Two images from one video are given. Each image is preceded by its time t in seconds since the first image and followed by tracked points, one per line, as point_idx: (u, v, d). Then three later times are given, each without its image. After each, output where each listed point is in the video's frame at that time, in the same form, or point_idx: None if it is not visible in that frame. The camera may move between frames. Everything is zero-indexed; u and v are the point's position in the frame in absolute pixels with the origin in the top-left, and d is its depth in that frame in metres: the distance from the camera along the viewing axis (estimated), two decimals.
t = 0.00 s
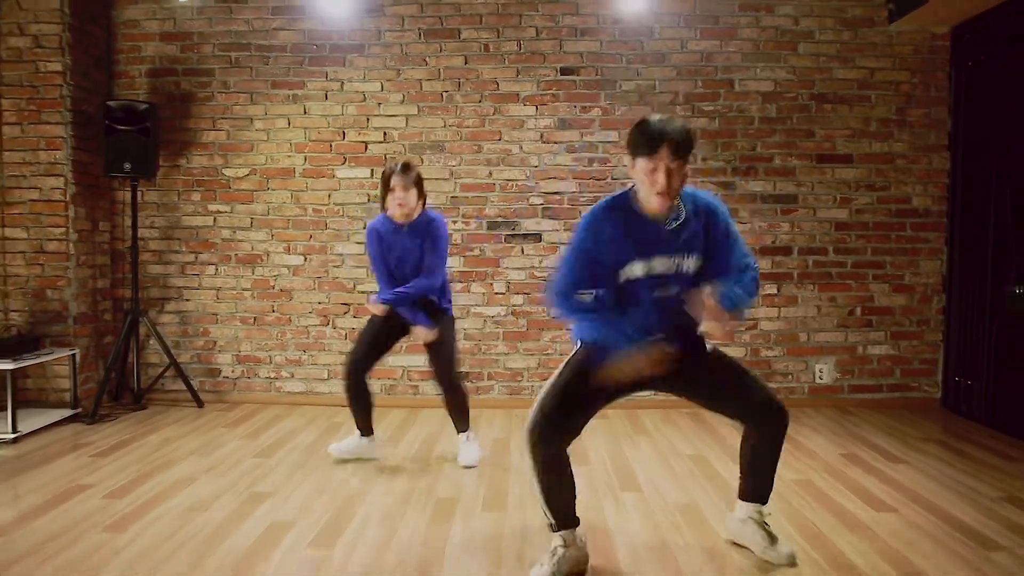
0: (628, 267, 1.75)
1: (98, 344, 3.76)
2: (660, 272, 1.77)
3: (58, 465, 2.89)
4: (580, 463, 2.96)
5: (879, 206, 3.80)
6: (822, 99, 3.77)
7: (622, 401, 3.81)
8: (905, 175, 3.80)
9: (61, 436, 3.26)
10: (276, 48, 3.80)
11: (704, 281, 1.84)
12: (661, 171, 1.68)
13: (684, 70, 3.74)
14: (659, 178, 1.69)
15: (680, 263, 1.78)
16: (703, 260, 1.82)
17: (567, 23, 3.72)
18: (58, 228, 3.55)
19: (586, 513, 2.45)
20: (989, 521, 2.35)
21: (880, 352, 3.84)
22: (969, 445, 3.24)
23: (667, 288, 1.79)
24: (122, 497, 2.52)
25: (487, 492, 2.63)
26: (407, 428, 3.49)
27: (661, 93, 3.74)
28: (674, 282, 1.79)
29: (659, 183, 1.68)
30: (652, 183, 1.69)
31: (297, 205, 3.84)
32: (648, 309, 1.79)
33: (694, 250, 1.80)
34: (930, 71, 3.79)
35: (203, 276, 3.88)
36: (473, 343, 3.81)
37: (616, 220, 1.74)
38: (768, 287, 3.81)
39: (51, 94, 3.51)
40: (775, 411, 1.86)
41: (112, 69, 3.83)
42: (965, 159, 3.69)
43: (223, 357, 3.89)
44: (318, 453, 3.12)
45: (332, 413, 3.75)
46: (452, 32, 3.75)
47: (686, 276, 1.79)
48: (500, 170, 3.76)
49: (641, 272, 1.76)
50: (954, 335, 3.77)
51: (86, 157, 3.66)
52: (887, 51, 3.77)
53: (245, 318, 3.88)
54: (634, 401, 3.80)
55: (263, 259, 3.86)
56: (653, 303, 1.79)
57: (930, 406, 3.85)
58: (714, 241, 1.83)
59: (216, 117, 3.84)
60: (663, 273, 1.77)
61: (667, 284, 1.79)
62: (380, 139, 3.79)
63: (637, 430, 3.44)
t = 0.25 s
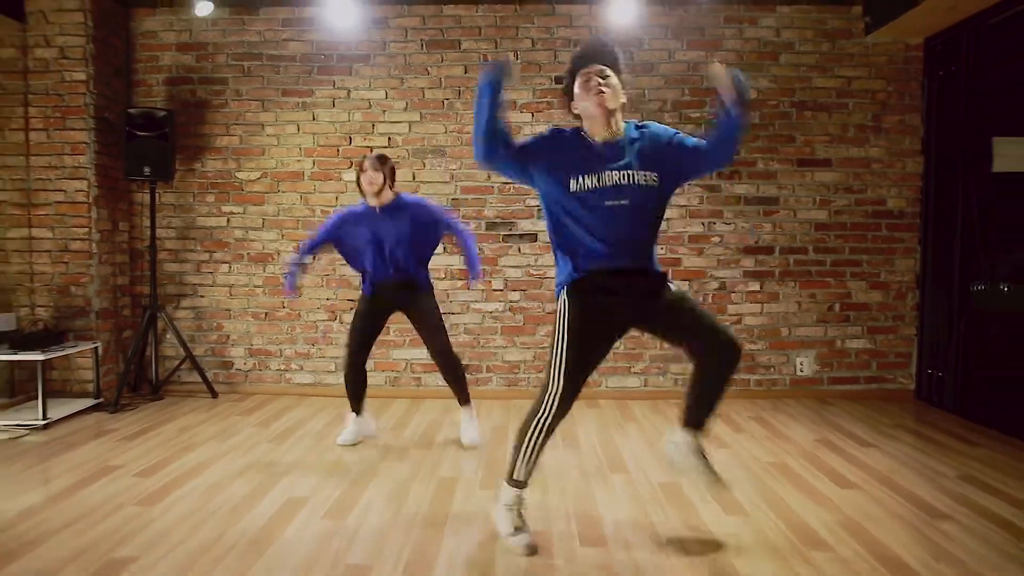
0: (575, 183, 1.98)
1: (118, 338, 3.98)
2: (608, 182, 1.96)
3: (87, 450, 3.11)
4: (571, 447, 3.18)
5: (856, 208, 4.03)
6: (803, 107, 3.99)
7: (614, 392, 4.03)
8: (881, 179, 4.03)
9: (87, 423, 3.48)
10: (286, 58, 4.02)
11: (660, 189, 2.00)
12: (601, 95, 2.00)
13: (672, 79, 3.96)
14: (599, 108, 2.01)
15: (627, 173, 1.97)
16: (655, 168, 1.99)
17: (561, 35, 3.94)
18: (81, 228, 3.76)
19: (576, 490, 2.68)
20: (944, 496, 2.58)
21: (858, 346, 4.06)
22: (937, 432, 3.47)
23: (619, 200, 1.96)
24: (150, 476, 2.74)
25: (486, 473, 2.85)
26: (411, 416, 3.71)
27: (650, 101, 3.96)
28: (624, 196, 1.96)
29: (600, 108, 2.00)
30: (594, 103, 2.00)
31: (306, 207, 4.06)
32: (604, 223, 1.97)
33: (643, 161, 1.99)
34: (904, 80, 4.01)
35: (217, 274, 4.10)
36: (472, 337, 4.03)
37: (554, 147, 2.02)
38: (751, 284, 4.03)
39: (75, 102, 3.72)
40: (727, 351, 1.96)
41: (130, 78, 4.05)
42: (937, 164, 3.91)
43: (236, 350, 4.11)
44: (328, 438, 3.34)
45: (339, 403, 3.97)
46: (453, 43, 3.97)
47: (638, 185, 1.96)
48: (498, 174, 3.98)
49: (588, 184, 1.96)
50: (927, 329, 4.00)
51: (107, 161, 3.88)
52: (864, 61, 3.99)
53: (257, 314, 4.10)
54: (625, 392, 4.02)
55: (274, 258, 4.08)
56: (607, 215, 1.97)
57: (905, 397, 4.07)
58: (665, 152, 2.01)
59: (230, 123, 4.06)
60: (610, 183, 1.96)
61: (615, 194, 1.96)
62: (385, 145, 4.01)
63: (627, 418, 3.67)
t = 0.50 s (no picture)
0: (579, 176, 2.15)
1: (136, 335, 4.16)
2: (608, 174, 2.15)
3: (112, 441, 3.29)
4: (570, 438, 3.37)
5: (842, 210, 4.21)
6: (791, 114, 4.17)
7: (611, 387, 4.21)
8: (866, 183, 4.21)
9: (109, 417, 3.66)
10: (296, 67, 4.19)
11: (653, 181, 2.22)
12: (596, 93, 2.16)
13: (666, 87, 4.14)
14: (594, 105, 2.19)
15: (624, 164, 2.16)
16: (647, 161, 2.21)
17: (560, 46, 4.12)
18: (102, 231, 3.94)
19: (574, 477, 2.86)
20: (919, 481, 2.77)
21: (844, 343, 4.24)
22: (918, 424, 3.65)
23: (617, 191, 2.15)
24: (174, 466, 2.92)
25: (489, 461, 3.03)
26: (417, 410, 3.89)
27: (645, 108, 4.14)
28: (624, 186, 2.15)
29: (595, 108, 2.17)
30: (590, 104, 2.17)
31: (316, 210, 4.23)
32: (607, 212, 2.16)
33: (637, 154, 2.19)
34: (888, 88, 4.19)
35: (230, 274, 4.27)
36: (475, 335, 4.21)
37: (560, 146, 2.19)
38: (742, 284, 4.21)
39: (96, 110, 3.90)
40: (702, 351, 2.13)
41: (147, 86, 4.22)
42: (920, 168, 4.10)
43: (249, 347, 4.29)
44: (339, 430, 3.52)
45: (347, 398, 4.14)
46: (457, 53, 4.15)
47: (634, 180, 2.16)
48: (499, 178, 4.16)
49: (589, 175, 2.14)
50: (910, 327, 4.18)
51: (125, 167, 4.05)
52: (849, 70, 4.17)
53: (269, 312, 4.27)
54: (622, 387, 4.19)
55: (285, 259, 4.25)
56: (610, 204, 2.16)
57: (890, 391, 4.25)
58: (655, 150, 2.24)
59: (242, 129, 4.23)
60: (610, 175, 2.15)
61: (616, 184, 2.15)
62: (391, 150, 4.19)
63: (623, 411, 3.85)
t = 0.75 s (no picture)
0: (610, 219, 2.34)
1: (156, 333, 4.35)
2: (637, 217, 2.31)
3: (139, 432, 3.51)
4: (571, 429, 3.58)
5: (830, 214, 4.42)
6: (781, 122, 4.38)
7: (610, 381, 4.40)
8: (853, 187, 4.42)
9: (133, 409, 3.85)
10: (309, 77, 4.39)
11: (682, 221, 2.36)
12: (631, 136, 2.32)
13: (662, 96, 4.34)
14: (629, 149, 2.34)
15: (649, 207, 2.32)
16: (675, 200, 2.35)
17: (561, 56, 4.33)
18: (125, 233, 4.13)
19: (575, 463, 3.07)
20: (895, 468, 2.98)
21: (832, 340, 4.45)
22: (901, 417, 3.86)
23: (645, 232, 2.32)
24: (201, 454, 3.16)
25: (495, 450, 3.24)
26: (426, 403, 4.09)
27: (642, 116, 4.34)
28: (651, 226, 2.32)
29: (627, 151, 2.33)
30: (621, 146, 2.32)
31: (328, 213, 4.43)
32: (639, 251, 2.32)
33: (666, 191, 2.33)
34: (874, 97, 4.40)
35: (246, 274, 4.46)
36: (480, 332, 4.41)
37: (596, 189, 2.38)
38: (735, 284, 4.42)
39: (119, 118, 4.09)
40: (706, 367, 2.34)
41: (167, 95, 4.41)
42: (904, 174, 4.31)
43: (263, 344, 4.48)
44: (353, 422, 3.72)
45: (358, 392, 4.34)
46: (463, 64, 4.35)
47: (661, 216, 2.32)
48: (503, 182, 4.36)
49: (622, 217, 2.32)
50: (894, 325, 4.38)
51: (146, 172, 4.25)
52: (837, 80, 4.38)
53: (283, 311, 4.47)
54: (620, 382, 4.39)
55: (298, 259, 4.45)
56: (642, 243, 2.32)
57: (876, 386, 4.46)
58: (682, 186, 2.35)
59: (257, 136, 4.42)
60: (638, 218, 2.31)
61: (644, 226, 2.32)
62: (400, 156, 4.39)
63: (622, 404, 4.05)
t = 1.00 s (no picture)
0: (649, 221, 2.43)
1: (167, 328, 4.50)
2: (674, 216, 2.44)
3: (154, 423, 3.66)
4: (569, 420, 3.73)
5: (819, 214, 4.58)
6: (771, 125, 4.54)
7: (606, 375, 4.55)
8: (841, 188, 4.58)
9: (147, 402, 4.01)
10: (316, 81, 4.54)
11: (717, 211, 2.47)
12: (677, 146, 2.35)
13: (656, 100, 4.50)
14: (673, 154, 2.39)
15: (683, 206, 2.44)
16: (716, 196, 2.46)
17: (559, 62, 4.48)
18: (138, 232, 4.28)
19: (573, 451, 3.22)
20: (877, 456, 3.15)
21: (821, 336, 4.61)
22: (885, 409, 4.02)
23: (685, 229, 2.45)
24: (216, 442, 3.32)
25: (496, 439, 3.39)
26: (429, 396, 4.24)
27: (637, 119, 4.50)
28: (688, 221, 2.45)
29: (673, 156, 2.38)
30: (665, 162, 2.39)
31: (333, 212, 4.58)
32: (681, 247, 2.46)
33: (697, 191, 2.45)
34: (861, 102, 4.57)
35: (254, 272, 4.61)
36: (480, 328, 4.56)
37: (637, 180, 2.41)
38: (727, 281, 4.58)
39: (133, 121, 4.25)
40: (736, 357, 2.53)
41: (178, 98, 4.56)
42: (889, 175, 4.46)
43: (271, 339, 4.63)
44: (359, 413, 3.87)
45: (363, 386, 4.49)
46: (464, 69, 4.50)
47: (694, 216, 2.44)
48: (503, 183, 4.51)
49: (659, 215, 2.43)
50: (880, 321, 4.54)
51: (159, 173, 4.40)
52: (825, 85, 4.54)
53: (290, 307, 4.62)
54: (616, 376, 4.55)
55: (305, 258, 4.60)
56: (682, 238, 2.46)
57: (863, 380, 4.62)
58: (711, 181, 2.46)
59: (265, 138, 4.57)
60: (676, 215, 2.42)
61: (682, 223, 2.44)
62: (403, 158, 4.54)
63: (617, 397, 4.20)
